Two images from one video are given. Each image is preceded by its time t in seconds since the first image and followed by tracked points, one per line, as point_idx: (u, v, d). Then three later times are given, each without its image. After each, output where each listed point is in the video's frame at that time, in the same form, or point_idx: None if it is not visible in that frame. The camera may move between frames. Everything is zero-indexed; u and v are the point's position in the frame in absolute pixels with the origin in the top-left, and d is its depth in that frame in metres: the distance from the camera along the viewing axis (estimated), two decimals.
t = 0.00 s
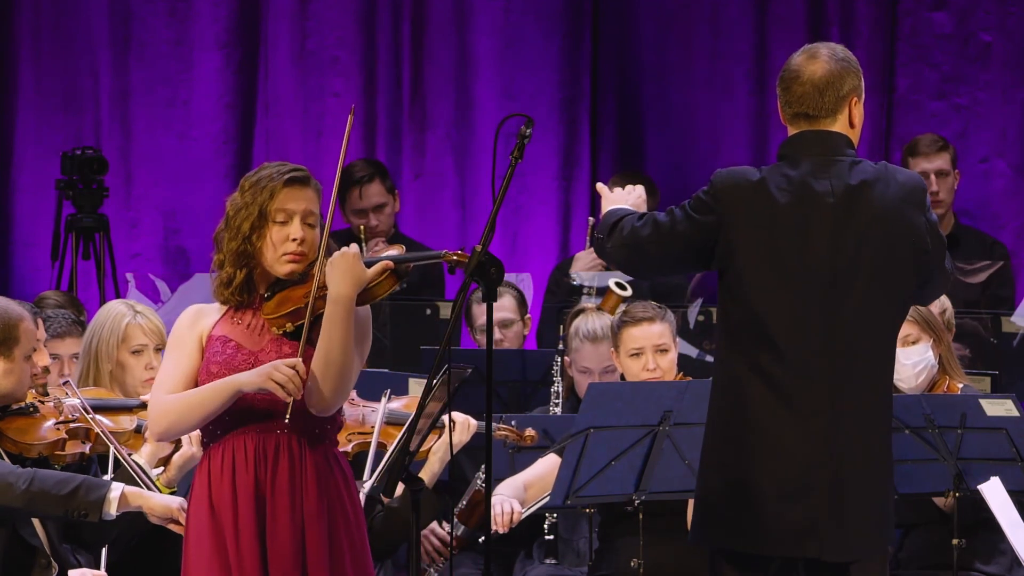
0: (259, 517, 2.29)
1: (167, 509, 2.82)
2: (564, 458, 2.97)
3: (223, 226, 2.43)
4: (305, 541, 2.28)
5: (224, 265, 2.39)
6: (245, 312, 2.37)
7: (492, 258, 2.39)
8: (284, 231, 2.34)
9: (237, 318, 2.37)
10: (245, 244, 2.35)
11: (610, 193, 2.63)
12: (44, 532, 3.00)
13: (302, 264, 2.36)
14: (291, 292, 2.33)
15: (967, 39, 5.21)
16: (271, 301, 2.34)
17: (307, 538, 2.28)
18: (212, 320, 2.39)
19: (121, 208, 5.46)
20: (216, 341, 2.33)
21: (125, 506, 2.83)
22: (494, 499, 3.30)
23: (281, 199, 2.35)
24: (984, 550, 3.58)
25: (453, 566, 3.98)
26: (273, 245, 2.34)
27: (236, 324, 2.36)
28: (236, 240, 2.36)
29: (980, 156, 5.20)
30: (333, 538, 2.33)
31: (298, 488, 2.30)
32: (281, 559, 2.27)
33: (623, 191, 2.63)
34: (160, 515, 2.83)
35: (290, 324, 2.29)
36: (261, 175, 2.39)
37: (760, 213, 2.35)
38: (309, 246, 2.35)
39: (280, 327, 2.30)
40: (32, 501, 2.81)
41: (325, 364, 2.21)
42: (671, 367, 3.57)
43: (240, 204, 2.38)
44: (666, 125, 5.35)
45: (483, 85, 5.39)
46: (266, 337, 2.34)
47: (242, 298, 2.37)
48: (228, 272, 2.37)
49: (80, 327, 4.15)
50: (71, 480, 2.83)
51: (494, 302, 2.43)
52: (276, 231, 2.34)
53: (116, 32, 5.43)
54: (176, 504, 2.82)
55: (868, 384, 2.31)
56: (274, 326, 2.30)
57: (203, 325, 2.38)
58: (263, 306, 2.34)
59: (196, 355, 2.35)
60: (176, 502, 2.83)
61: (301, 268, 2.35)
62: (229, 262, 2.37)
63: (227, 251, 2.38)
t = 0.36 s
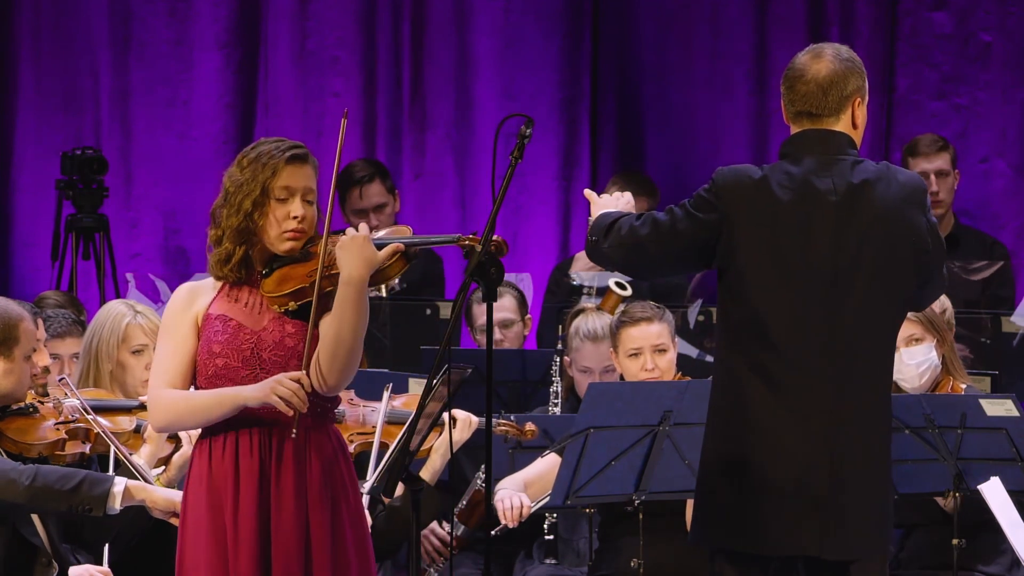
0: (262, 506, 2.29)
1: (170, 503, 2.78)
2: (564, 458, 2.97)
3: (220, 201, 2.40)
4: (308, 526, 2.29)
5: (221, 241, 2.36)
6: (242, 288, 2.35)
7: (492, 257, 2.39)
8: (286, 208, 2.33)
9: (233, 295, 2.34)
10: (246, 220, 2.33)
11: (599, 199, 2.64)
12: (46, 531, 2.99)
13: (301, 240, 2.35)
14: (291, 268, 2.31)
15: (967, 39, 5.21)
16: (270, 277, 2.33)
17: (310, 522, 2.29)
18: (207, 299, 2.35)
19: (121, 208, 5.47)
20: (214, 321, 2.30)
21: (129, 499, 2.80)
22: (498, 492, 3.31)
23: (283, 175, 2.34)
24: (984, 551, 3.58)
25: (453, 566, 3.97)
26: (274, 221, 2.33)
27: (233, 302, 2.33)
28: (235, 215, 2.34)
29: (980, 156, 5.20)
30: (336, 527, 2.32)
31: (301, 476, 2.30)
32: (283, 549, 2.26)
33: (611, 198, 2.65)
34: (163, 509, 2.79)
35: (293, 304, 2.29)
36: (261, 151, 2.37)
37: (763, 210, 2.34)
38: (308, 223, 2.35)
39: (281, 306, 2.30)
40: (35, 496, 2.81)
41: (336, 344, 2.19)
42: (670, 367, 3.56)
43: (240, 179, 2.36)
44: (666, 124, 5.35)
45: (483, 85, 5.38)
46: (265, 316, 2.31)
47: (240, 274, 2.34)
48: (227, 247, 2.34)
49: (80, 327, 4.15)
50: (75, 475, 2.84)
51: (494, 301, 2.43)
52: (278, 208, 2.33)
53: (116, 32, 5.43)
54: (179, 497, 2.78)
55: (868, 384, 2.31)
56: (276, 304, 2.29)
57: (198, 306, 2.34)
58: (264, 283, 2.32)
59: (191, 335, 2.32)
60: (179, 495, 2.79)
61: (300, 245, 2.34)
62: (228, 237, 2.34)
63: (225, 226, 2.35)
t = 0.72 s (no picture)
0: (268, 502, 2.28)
1: (169, 501, 2.78)
2: (564, 458, 2.97)
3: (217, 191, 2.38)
4: (316, 521, 2.28)
5: (220, 232, 2.34)
6: (242, 281, 2.34)
7: (491, 258, 2.39)
8: (288, 200, 2.32)
9: (234, 288, 2.33)
10: (250, 213, 2.31)
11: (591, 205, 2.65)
12: (46, 531, 2.99)
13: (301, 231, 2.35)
14: (294, 260, 2.31)
15: (967, 39, 5.21)
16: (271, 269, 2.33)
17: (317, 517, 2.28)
18: (207, 293, 2.34)
19: (121, 208, 5.47)
20: (218, 314, 2.30)
21: (127, 498, 2.79)
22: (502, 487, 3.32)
23: (284, 166, 2.32)
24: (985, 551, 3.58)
25: (453, 566, 3.97)
26: (275, 213, 2.32)
27: (234, 294, 2.32)
28: (236, 207, 2.32)
29: (980, 156, 5.19)
30: (343, 522, 2.32)
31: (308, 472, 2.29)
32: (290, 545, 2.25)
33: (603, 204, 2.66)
34: (162, 507, 2.80)
35: (299, 296, 2.29)
36: (261, 142, 2.34)
37: (766, 208, 2.34)
38: (309, 214, 2.34)
39: (286, 297, 2.30)
40: (36, 495, 2.82)
41: (353, 337, 2.19)
42: (668, 367, 3.56)
43: (240, 171, 2.33)
44: (666, 124, 5.35)
45: (484, 85, 5.38)
46: (269, 308, 2.31)
47: (241, 266, 2.33)
48: (228, 240, 2.32)
49: (80, 327, 4.16)
50: (73, 475, 2.85)
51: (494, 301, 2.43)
52: (279, 200, 2.32)
53: (116, 32, 5.43)
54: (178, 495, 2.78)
55: (868, 383, 2.31)
56: (282, 296, 2.29)
57: (198, 300, 2.33)
58: (266, 275, 2.31)
59: (195, 330, 2.30)
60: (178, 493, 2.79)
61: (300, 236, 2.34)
62: (229, 229, 2.32)
63: (225, 218, 2.33)
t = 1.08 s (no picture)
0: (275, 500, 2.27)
1: (165, 502, 2.78)
2: (564, 458, 2.97)
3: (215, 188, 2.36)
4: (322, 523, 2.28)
5: (220, 230, 2.33)
6: (241, 279, 2.34)
7: (491, 258, 2.39)
8: (290, 198, 2.31)
9: (233, 286, 2.32)
10: (252, 212, 2.30)
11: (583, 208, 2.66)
12: (45, 533, 2.97)
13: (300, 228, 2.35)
14: (295, 259, 2.31)
15: (967, 39, 5.21)
16: (272, 267, 2.33)
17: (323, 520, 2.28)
18: (207, 294, 2.31)
19: (121, 208, 5.47)
20: (221, 315, 2.28)
21: (123, 499, 2.84)
22: (510, 483, 3.39)
23: (285, 164, 2.31)
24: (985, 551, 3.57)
25: (453, 566, 3.97)
26: (277, 212, 2.32)
27: (236, 294, 2.31)
28: (237, 206, 2.31)
29: (980, 156, 5.19)
30: (347, 523, 2.32)
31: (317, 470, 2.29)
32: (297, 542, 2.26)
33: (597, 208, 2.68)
34: (157, 507, 2.79)
35: (302, 296, 2.29)
36: (260, 139, 2.32)
37: (771, 208, 2.34)
38: (309, 211, 2.35)
39: (289, 297, 2.30)
40: (30, 500, 2.83)
41: (362, 338, 2.19)
42: (666, 366, 3.56)
43: (241, 169, 2.31)
44: (666, 124, 5.35)
45: (484, 85, 5.39)
46: (272, 308, 2.31)
47: (241, 265, 2.33)
48: (229, 238, 2.31)
49: (80, 327, 4.16)
50: (68, 477, 2.87)
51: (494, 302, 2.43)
52: (281, 198, 2.31)
53: (116, 32, 5.43)
54: (173, 496, 2.78)
55: (869, 383, 2.31)
56: (285, 296, 2.29)
57: (199, 302, 2.30)
58: (266, 274, 2.31)
59: (197, 331, 2.28)
60: (174, 493, 2.78)
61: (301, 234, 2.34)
62: (229, 227, 2.31)
63: (226, 216, 2.31)
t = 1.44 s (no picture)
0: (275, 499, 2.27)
1: (161, 500, 2.86)
2: (564, 458, 2.97)
3: (210, 187, 2.35)
4: (322, 524, 2.28)
5: (216, 229, 2.33)
6: (237, 279, 2.33)
7: (491, 258, 2.39)
8: (286, 197, 2.32)
9: (230, 286, 2.32)
10: (249, 211, 2.30)
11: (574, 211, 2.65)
12: (44, 533, 2.97)
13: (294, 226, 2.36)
14: (292, 259, 2.31)
15: (967, 39, 5.21)
16: (269, 265, 2.33)
17: (321, 521, 2.28)
18: (204, 296, 2.31)
19: (121, 208, 5.47)
20: (218, 316, 2.27)
21: (120, 499, 2.88)
22: (518, 475, 3.41)
23: (282, 163, 2.31)
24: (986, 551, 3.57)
25: (453, 566, 3.97)
26: (274, 211, 2.32)
27: (233, 295, 2.31)
28: (234, 205, 2.30)
29: (980, 156, 5.19)
30: (346, 524, 2.32)
31: (316, 468, 2.29)
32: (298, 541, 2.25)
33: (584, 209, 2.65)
34: (154, 505, 2.87)
35: (300, 295, 2.29)
36: (255, 138, 2.32)
37: (775, 208, 2.34)
38: (304, 209, 2.35)
39: (286, 297, 2.29)
40: (27, 504, 2.83)
41: (363, 340, 2.18)
42: (665, 366, 3.56)
43: (237, 168, 2.31)
44: (666, 124, 5.35)
45: (484, 85, 5.39)
46: (270, 308, 2.31)
47: (237, 265, 2.33)
48: (226, 238, 2.31)
49: (80, 327, 4.16)
50: (64, 477, 2.88)
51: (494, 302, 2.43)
52: (277, 197, 2.31)
53: (116, 33, 5.43)
54: (169, 494, 2.85)
55: (869, 383, 2.31)
56: (282, 296, 2.29)
57: (197, 303, 2.29)
58: (262, 274, 2.31)
59: (193, 333, 2.27)
60: (169, 492, 2.86)
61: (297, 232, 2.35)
62: (226, 227, 2.31)
63: (222, 216, 2.31)
